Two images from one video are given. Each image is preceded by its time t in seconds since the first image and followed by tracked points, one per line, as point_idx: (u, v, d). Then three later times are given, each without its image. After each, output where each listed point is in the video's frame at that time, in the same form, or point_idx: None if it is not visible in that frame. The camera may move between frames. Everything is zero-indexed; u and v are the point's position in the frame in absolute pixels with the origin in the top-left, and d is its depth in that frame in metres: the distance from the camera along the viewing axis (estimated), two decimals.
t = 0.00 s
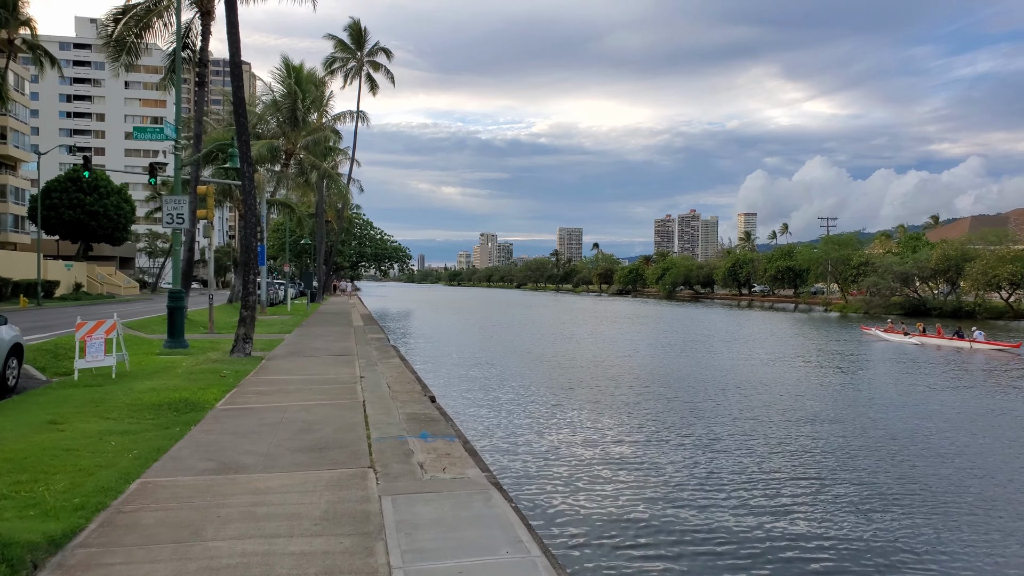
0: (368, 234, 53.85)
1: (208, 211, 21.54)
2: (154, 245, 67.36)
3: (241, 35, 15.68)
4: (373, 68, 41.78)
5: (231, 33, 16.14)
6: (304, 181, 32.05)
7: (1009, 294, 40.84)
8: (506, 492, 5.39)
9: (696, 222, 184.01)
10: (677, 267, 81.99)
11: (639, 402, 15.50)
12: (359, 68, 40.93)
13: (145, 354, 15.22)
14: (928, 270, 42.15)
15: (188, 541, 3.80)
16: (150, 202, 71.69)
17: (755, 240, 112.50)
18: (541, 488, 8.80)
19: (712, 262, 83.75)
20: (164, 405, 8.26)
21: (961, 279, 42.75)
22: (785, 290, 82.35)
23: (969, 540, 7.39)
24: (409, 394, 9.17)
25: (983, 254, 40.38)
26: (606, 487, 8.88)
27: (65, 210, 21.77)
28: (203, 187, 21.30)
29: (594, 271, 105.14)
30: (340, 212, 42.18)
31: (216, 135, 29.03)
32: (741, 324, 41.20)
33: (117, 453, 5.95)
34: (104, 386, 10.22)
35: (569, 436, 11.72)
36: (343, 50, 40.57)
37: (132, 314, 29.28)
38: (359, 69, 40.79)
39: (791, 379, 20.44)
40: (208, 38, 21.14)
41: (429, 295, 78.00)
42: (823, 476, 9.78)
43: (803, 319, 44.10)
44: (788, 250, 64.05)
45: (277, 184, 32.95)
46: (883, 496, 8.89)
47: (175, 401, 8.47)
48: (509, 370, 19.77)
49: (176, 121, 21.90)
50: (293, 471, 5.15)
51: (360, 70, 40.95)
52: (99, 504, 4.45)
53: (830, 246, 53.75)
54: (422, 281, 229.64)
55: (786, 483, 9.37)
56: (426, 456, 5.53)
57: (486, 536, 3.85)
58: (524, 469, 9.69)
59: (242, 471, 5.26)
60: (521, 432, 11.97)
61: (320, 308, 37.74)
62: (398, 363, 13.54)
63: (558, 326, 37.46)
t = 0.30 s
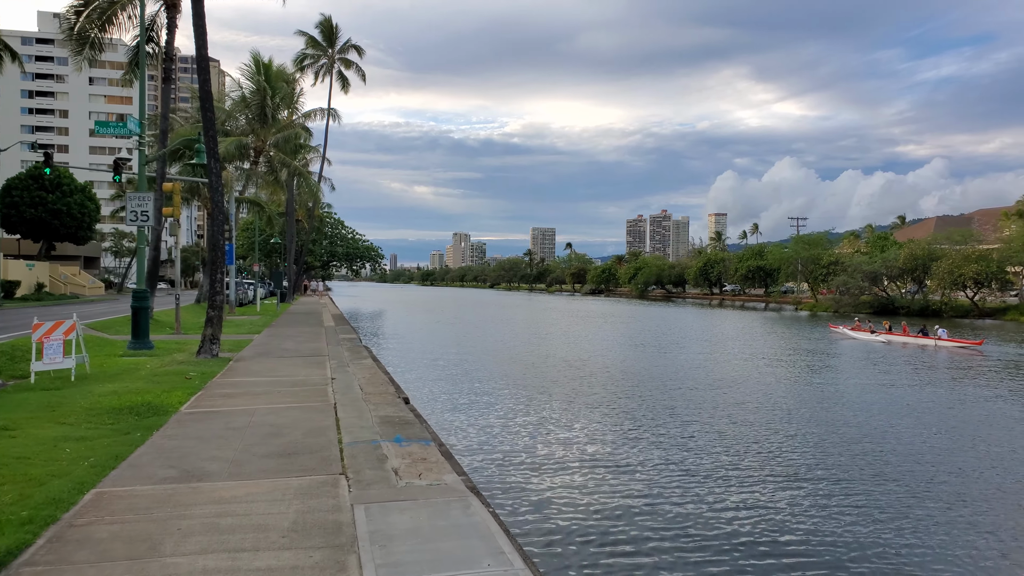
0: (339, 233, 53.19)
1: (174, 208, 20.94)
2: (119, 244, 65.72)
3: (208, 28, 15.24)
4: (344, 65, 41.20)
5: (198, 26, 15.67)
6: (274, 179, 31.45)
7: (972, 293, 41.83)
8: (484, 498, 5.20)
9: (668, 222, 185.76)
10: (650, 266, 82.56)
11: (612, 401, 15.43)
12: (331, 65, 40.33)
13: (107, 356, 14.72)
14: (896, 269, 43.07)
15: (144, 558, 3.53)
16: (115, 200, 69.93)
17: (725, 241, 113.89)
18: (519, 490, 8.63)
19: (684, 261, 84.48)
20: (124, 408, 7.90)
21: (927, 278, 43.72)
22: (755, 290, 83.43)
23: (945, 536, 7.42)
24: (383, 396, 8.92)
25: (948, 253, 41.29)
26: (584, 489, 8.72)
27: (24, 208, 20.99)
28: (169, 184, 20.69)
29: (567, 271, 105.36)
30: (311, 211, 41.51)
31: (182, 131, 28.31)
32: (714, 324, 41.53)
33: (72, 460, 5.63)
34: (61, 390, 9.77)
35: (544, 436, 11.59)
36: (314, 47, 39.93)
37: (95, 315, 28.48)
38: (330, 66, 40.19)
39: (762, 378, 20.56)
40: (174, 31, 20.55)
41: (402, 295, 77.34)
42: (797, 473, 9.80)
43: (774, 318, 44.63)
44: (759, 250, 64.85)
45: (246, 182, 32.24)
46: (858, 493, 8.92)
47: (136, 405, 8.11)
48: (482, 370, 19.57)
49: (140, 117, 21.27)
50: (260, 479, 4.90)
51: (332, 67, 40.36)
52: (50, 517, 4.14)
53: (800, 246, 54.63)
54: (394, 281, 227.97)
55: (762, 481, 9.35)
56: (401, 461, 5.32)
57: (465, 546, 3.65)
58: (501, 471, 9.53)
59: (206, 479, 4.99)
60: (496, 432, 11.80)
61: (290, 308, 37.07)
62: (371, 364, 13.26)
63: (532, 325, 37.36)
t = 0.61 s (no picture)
0: (317, 232, 52.51)
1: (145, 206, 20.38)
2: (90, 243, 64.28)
3: (180, 22, 14.79)
4: (322, 62, 40.64)
5: (170, 19, 15.22)
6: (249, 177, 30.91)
7: (947, 293, 42.46)
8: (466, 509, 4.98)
9: (646, 223, 187.16)
10: (629, 267, 82.90)
11: (592, 402, 15.32)
12: (308, 62, 39.76)
13: (75, 358, 14.23)
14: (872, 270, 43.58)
15: None
16: (86, 198, 68.38)
17: (703, 241, 114.76)
18: (501, 495, 8.40)
19: (662, 262, 84.97)
20: (89, 414, 7.53)
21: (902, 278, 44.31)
22: (732, 291, 84.17)
23: (929, 537, 7.38)
24: (360, 400, 8.66)
25: (924, 254, 41.87)
26: (568, 493, 8.52)
27: None
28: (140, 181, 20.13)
29: (546, 271, 105.34)
30: (288, 210, 40.91)
31: (155, 127, 27.68)
32: (694, 324, 41.65)
33: (29, 470, 5.28)
34: (23, 394, 9.33)
35: (525, 438, 11.44)
36: (291, 44, 39.34)
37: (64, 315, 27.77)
38: (308, 64, 39.63)
39: (740, 379, 20.58)
40: (145, 24, 20.00)
41: (381, 295, 76.56)
42: (779, 473, 9.77)
43: (752, 318, 44.92)
44: (737, 251, 65.36)
45: (221, 180, 31.59)
46: (843, 493, 8.86)
47: (102, 410, 7.74)
48: (460, 371, 19.34)
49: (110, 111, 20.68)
50: (229, 491, 4.62)
51: (309, 65, 39.81)
52: None
53: (777, 247, 55.16)
54: (372, 281, 226.51)
55: (743, 482, 9.28)
56: (380, 471, 5.08)
57: (449, 565, 3.43)
58: (483, 475, 9.30)
59: (171, 491, 4.69)
60: (476, 434, 11.58)
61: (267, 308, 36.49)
62: (349, 366, 12.96)
63: (512, 325, 37.19)
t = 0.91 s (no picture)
0: (304, 231, 52.04)
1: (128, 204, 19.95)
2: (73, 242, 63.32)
3: (163, 16, 14.43)
4: (309, 60, 40.20)
5: (153, 13, 14.85)
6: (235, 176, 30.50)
7: (933, 293, 42.77)
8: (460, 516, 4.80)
9: (634, 222, 187.67)
10: (617, 266, 82.98)
11: (582, 401, 15.18)
12: (295, 60, 39.32)
13: (55, 359, 13.88)
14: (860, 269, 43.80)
15: None
16: (69, 196, 67.39)
17: (690, 241, 115.08)
18: (494, 499, 8.21)
19: (650, 261, 85.06)
20: (66, 416, 7.24)
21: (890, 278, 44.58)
22: (720, 290, 84.51)
23: (927, 544, 7.30)
24: (348, 401, 8.45)
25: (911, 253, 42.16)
26: (561, 496, 8.36)
27: None
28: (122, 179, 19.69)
29: (534, 271, 105.24)
30: (275, 209, 40.45)
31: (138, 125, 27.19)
32: (682, 323, 41.65)
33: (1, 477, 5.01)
34: None
35: (516, 438, 11.29)
36: (278, 41, 38.87)
37: (45, 315, 27.29)
38: (294, 61, 39.19)
39: (729, 378, 20.53)
40: (128, 19, 19.57)
41: (368, 294, 75.95)
42: (773, 475, 9.68)
43: (740, 317, 44.98)
44: (724, 250, 65.54)
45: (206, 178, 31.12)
46: (835, 497, 8.82)
47: (80, 413, 7.46)
48: (449, 370, 19.13)
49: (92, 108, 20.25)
50: (212, 499, 4.39)
51: (296, 62, 39.35)
52: None
53: (765, 246, 55.36)
54: (359, 280, 225.58)
55: (736, 485, 9.20)
56: (370, 476, 4.87)
57: None
58: (475, 477, 9.11)
59: (151, 499, 4.45)
60: (466, 435, 11.40)
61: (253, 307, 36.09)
62: (337, 367, 12.71)
63: (500, 325, 37.01)
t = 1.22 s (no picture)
0: (293, 231, 51.59)
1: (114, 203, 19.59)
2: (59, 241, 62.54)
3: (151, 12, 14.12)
4: (299, 58, 39.83)
5: (140, 8, 14.53)
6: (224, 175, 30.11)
7: (923, 293, 42.94)
8: (459, 528, 4.63)
9: (624, 222, 188.04)
10: (607, 266, 83.01)
11: (574, 403, 15.02)
12: (285, 58, 38.96)
13: (39, 361, 13.57)
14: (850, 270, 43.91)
15: None
16: (55, 195, 66.56)
17: (680, 241, 115.29)
18: (490, 502, 8.02)
19: (641, 261, 85.14)
20: (47, 423, 6.98)
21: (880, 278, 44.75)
22: (710, 290, 84.71)
23: (925, 545, 7.22)
24: (341, 406, 8.24)
25: (901, 254, 42.31)
26: (558, 501, 8.20)
27: None
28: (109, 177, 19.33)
29: (525, 271, 105.13)
30: (264, 208, 40.07)
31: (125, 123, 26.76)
32: (674, 323, 41.61)
33: None
34: None
35: (508, 440, 11.11)
36: (268, 39, 38.47)
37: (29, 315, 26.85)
38: (284, 60, 38.82)
39: (721, 379, 20.43)
40: (115, 15, 19.19)
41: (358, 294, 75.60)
42: (766, 477, 9.57)
43: (731, 317, 44.98)
44: (715, 250, 65.65)
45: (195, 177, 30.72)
46: (831, 498, 8.70)
47: (62, 420, 7.19)
48: (440, 372, 18.92)
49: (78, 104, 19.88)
50: (199, 514, 4.18)
51: (285, 60, 38.97)
52: None
53: (756, 247, 55.47)
54: (349, 280, 224.62)
55: (732, 487, 9.06)
56: (365, 489, 4.67)
57: None
58: (470, 480, 8.91)
59: (134, 514, 4.23)
60: (460, 438, 11.21)
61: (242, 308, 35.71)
62: (328, 370, 12.48)
63: (491, 325, 36.80)
